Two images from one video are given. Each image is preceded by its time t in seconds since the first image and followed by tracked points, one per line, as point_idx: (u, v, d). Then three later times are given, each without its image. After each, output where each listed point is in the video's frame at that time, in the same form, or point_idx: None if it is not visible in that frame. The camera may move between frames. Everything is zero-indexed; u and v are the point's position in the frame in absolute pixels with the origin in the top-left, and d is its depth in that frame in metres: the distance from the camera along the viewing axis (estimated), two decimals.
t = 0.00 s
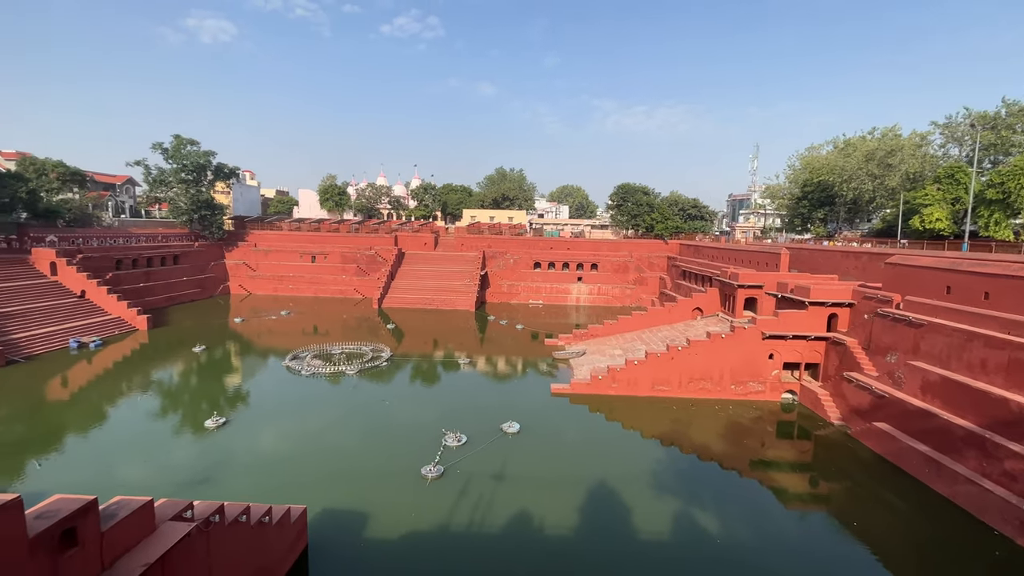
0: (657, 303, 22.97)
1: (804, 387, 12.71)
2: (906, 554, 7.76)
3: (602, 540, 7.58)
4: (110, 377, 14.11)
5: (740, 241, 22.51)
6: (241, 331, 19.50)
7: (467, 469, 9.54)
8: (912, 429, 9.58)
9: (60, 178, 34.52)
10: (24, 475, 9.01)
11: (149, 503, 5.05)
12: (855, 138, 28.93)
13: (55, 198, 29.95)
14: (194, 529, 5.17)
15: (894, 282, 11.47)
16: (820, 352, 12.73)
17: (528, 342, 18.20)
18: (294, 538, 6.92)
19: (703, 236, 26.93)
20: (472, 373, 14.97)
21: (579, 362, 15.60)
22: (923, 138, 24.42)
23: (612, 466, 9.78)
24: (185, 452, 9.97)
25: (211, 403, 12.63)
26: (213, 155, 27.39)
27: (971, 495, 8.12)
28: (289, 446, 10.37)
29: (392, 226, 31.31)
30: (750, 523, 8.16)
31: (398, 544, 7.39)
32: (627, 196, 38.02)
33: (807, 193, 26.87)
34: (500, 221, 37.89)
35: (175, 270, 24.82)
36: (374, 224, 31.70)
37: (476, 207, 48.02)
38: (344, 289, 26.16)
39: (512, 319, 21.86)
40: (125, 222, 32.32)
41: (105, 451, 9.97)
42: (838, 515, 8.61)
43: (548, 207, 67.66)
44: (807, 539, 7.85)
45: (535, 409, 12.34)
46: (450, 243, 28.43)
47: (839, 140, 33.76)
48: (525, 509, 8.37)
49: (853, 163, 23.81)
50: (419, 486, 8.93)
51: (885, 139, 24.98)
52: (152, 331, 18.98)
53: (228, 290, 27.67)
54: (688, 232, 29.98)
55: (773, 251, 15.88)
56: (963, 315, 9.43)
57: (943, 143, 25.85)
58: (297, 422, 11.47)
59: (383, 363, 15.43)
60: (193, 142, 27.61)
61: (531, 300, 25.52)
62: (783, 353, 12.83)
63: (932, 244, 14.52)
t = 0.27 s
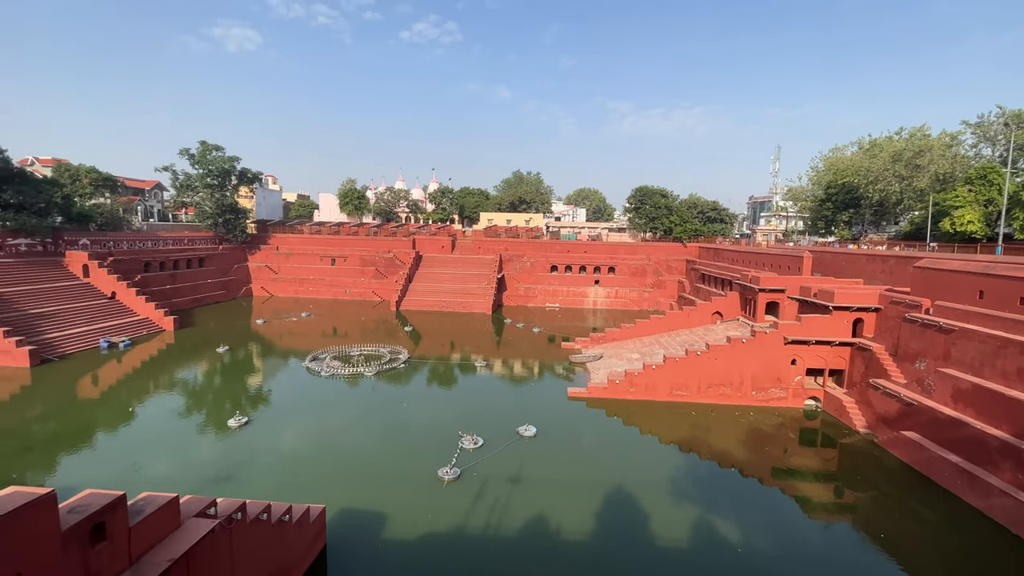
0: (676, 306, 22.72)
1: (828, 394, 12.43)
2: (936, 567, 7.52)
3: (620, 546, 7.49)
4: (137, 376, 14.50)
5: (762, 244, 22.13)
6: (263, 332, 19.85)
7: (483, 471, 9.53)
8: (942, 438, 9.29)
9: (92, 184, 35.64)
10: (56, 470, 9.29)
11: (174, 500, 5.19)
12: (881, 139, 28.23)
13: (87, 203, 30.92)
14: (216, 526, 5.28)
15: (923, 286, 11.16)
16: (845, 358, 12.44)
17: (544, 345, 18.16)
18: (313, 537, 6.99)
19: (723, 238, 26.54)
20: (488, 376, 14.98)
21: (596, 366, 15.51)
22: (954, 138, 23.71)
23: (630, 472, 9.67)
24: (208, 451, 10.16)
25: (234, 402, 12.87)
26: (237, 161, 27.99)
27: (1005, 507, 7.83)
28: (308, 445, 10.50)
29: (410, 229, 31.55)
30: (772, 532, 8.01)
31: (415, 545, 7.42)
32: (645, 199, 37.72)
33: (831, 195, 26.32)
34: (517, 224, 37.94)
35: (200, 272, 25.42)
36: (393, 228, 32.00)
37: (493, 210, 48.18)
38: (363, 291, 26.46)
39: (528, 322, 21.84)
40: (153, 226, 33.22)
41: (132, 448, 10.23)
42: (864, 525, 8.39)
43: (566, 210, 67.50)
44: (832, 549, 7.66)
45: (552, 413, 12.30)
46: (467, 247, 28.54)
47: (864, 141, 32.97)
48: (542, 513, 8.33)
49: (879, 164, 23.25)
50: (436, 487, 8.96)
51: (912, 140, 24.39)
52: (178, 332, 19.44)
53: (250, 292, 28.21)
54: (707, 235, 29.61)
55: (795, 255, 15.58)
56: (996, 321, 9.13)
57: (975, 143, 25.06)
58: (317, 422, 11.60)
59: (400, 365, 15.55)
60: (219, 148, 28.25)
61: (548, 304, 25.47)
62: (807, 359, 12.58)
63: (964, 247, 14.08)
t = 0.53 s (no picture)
0: (696, 310, 22.42)
1: (856, 401, 12.10)
2: None
3: (638, 553, 7.40)
4: (165, 375, 14.89)
5: (785, 247, 21.68)
6: (285, 333, 20.20)
7: (500, 474, 9.52)
8: (977, 449, 8.97)
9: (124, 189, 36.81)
10: (88, 465, 9.58)
11: (200, 496, 5.33)
12: (911, 138, 27.44)
13: (118, 206, 31.91)
14: (240, 523, 5.38)
15: (956, 290, 10.80)
16: (873, 364, 12.11)
17: (562, 348, 18.10)
18: (332, 536, 7.07)
19: (745, 241, 26.09)
20: (506, 379, 14.96)
21: (615, 370, 15.39)
22: (988, 136, 22.90)
23: (649, 477, 9.56)
24: (231, 449, 10.37)
25: (257, 402, 13.11)
26: (262, 166, 28.59)
27: None
28: (329, 445, 10.62)
29: (429, 232, 31.78)
30: (796, 542, 7.83)
31: (432, 546, 7.45)
32: (665, 201, 37.33)
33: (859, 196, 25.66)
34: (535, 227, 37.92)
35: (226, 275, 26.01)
36: (412, 231, 32.28)
37: (511, 213, 48.23)
38: (383, 294, 26.74)
39: (546, 325, 21.79)
40: (181, 229, 34.15)
41: (160, 445, 10.49)
42: (892, 538, 8.14)
43: (584, 212, 67.21)
44: (858, 561, 7.46)
45: (570, 416, 12.24)
46: (486, 249, 28.61)
47: (893, 140, 32.08)
48: (559, 517, 8.29)
49: (909, 164, 22.60)
50: (453, 489, 8.98)
51: (943, 139, 23.72)
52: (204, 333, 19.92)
53: (273, 294, 28.75)
54: (729, 238, 29.14)
55: (821, 258, 15.24)
56: None
57: (1011, 142, 24.17)
58: (336, 422, 11.73)
59: (419, 367, 15.66)
60: (244, 153, 28.91)
61: (566, 307, 25.39)
62: (832, 365, 12.28)
63: (999, 250, 13.59)
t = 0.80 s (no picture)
0: (718, 313, 22.06)
1: (885, 409, 11.75)
2: None
3: (657, 560, 7.30)
4: (192, 374, 15.26)
5: (811, 249, 21.18)
6: (307, 334, 20.52)
7: (518, 477, 9.51)
8: (1016, 460, 8.61)
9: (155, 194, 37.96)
10: (120, 460, 9.88)
11: (226, 492, 5.43)
12: (944, 137, 26.54)
13: (150, 210, 32.89)
14: (263, 520, 5.46)
15: (993, 295, 10.41)
16: (904, 371, 11.75)
17: (580, 351, 18.01)
18: (352, 535, 7.13)
19: (769, 243, 25.58)
20: (524, 381, 14.94)
21: (634, 373, 15.23)
22: None
23: (669, 483, 9.43)
24: (255, 447, 10.56)
25: (280, 401, 13.34)
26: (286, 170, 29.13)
27: None
28: (348, 445, 10.74)
29: (448, 235, 31.96)
30: (821, 553, 7.63)
31: (450, 547, 7.46)
32: (686, 203, 36.86)
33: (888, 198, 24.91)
34: (554, 229, 37.82)
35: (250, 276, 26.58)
36: (431, 234, 32.50)
37: (530, 216, 48.23)
38: (402, 296, 26.98)
39: (565, 328, 21.70)
40: (208, 232, 35.03)
41: (187, 442, 10.75)
42: (925, 550, 7.87)
43: (603, 215, 66.80)
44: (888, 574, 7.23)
45: (589, 420, 12.15)
46: (504, 252, 28.63)
47: (925, 140, 31.09)
48: (577, 521, 8.23)
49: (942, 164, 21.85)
50: (471, 491, 8.99)
51: (979, 138, 22.86)
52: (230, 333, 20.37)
53: (296, 295, 29.27)
54: (752, 240, 28.60)
55: (848, 261, 14.85)
56: None
57: None
58: (357, 423, 11.86)
59: (437, 369, 15.73)
60: (269, 158, 29.49)
61: (585, 309, 25.26)
62: (860, 371, 11.96)
63: None
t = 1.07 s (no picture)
0: (741, 316, 21.68)
1: (918, 417, 11.36)
2: None
3: (678, 567, 7.19)
4: (218, 372, 15.62)
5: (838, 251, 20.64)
6: (329, 334, 20.84)
7: (537, 479, 9.48)
8: None
9: (184, 197, 39.09)
10: (150, 455, 10.16)
11: (251, 489, 5.54)
12: (980, 135, 25.61)
13: (179, 214, 33.83)
14: (287, 517, 5.55)
15: None
16: (937, 378, 11.36)
17: (599, 354, 17.89)
18: (372, 533, 7.20)
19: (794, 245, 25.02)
20: (543, 384, 14.90)
21: (654, 377, 15.05)
22: None
23: (690, 489, 9.28)
24: (278, 445, 10.74)
25: (302, 400, 13.55)
26: (310, 174, 29.64)
27: None
28: (369, 444, 10.85)
29: (467, 237, 32.11)
30: (849, 565, 7.41)
31: (469, 548, 7.48)
32: (708, 204, 36.33)
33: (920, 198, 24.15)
34: (573, 231, 37.70)
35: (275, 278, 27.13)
36: (451, 236, 32.70)
37: (549, 218, 48.16)
38: (422, 297, 27.20)
39: (584, 331, 21.57)
40: (234, 234, 35.87)
41: (213, 439, 10.99)
42: (960, 565, 7.58)
43: (623, 216, 66.31)
44: None
45: (608, 423, 12.05)
46: (523, 254, 28.62)
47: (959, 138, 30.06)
48: (596, 525, 8.17)
49: (978, 163, 21.08)
50: (490, 493, 8.99)
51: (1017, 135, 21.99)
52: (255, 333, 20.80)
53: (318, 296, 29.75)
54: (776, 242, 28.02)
55: (878, 263, 14.43)
56: None
57: None
58: (377, 422, 11.99)
59: (456, 370, 15.79)
60: (294, 162, 30.06)
61: (604, 312, 25.09)
62: (891, 378, 11.61)
63: None
